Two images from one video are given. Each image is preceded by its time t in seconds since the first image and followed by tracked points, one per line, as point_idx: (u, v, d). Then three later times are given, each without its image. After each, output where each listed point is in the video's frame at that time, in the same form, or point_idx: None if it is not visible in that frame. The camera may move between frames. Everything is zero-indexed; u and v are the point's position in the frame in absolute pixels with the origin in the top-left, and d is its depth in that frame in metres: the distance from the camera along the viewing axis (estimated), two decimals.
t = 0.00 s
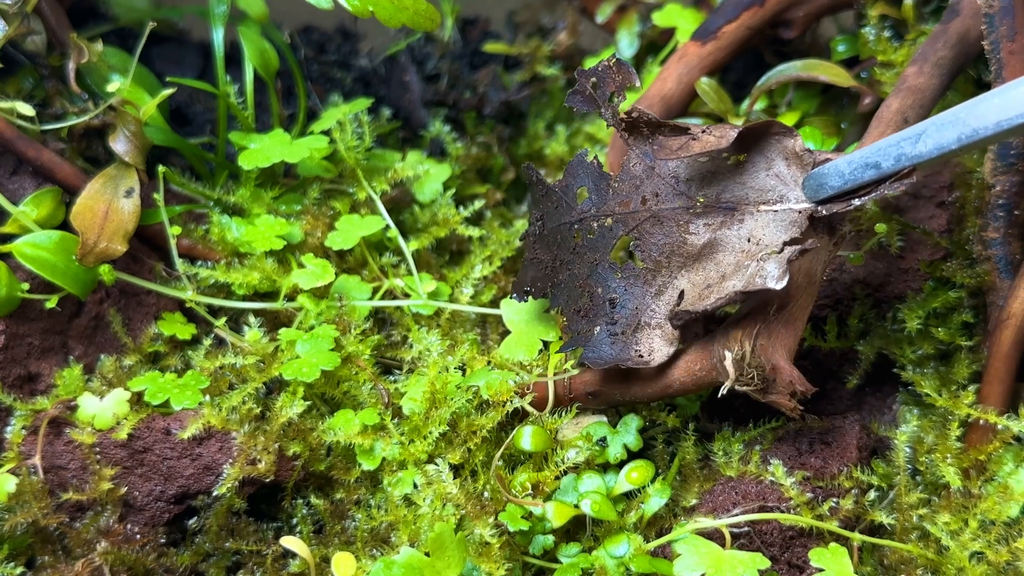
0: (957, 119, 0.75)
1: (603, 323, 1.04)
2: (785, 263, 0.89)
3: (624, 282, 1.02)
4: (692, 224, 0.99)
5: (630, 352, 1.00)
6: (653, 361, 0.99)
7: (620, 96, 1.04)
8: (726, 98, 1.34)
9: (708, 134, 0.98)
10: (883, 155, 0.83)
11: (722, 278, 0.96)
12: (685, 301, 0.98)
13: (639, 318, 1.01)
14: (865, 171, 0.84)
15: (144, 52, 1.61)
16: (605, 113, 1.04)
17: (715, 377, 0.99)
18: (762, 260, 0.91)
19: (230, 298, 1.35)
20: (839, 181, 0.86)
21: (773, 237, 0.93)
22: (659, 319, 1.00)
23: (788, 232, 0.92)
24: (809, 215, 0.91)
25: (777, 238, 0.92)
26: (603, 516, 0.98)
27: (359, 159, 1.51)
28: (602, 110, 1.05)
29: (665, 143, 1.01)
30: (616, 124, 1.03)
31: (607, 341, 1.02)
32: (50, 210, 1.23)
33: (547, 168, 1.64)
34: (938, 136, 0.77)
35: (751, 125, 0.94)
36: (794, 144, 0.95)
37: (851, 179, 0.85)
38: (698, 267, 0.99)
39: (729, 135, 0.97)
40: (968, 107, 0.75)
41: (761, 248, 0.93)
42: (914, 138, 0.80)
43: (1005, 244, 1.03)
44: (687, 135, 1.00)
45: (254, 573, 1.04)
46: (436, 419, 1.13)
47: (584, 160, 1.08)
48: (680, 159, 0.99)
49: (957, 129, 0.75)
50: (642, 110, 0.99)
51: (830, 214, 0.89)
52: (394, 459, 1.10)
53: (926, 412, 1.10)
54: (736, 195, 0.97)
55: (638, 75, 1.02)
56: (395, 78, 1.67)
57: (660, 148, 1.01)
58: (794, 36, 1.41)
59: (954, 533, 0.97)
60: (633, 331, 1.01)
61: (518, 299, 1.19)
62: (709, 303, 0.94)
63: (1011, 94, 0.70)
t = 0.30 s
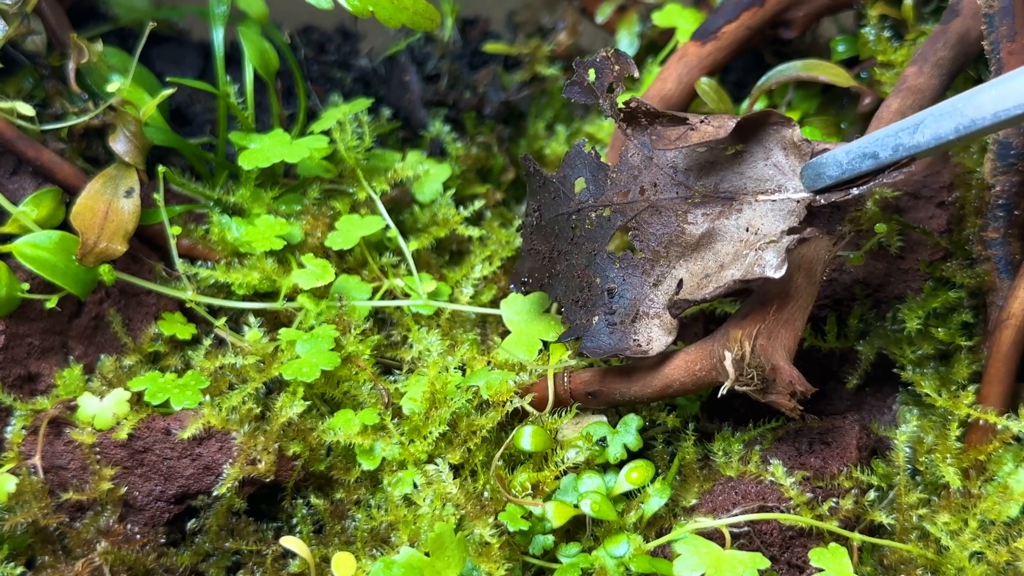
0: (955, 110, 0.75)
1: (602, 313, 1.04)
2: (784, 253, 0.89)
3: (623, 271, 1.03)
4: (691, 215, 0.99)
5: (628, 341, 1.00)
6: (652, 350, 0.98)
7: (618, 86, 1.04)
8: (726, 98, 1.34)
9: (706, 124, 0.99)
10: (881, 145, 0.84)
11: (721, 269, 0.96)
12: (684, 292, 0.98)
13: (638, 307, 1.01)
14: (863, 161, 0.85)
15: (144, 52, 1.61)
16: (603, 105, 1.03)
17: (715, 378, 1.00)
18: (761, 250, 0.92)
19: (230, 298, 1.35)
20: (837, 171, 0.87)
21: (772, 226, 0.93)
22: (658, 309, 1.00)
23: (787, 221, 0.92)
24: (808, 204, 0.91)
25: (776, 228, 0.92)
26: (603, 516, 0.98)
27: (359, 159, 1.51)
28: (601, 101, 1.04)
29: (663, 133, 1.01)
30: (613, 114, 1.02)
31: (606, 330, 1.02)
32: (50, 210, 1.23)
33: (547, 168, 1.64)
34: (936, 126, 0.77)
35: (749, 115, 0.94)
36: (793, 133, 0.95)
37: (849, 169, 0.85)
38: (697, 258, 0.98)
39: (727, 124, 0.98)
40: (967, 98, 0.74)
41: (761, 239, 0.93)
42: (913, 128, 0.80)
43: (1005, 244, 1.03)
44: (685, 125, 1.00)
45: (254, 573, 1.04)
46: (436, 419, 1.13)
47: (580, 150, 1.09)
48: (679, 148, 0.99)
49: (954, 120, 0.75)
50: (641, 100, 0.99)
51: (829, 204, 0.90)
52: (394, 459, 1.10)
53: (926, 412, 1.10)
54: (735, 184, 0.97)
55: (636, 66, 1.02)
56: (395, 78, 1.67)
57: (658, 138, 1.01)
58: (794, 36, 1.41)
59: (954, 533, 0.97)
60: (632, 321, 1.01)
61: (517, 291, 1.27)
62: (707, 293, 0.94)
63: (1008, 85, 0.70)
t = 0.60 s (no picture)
0: (963, 96, 0.77)
1: (607, 299, 1.03)
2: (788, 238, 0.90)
3: (628, 257, 1.02)
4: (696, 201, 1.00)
5: (633, 327, 0.99)
6: (657, 336, 0.97)
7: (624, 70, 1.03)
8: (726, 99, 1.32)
9: (712, 109, 0.98)
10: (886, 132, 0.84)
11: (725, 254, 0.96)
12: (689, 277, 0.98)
13: (643, 293, 1.00)
14: (870, 146, 0.85)
15: (144, 52, 1.61)
16: (610, 90, 1.03)
17: (715, 377, 1.00)
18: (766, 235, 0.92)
19: (230, 298, 1.35)
20: (843, 156, 0.87)
21: (777, 212, 0.93)
22: (663, 294, 0.99)
23: (792, 207, 0.92)
24: (813, 189, 0.91)
25: (781, 215, 0.93)
26: (602, 516, 0.98)
27: (359, 159, 1.51)
28: (606, 86, 1.03)
29: (668, 117, 1.01)
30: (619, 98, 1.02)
31: (611, 315, 1.01)
32: (50, 210, 1.23)
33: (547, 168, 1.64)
34: (942, 113, 0.79)
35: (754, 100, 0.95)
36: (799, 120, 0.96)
37: (855, 154, 0.86)
38: (702, 243, 0.99)
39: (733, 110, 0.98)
40: (973, 85, 0.77)
41: (765, 224, 0.93)
42: (918, 114, 0.81)
43: (1005, 244, 1.04)
44: (691, 110, 0.99)
45: (254, 573, 1.04)
46: (436, 419, 1.13)
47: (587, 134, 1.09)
48: (684, 134, 1.00)
49: (962, 106, 0.76)
50: (647, 85, 0.99)
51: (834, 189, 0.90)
52: (394, 459, 1.10)
53: (926, 412, 1.10)
54: (740, 170, 0.98)
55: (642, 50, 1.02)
56: (395, 78, 1.68)
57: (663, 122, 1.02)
58: (794, 36, 1.41)
59: (953, 533, 0.97)
60: (637, 306, 1.00)
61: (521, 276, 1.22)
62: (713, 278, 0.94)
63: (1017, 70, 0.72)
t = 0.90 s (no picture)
0: (975, 76, 0.76)
1: (630, 282, 1.05)
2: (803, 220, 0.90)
3: (648, 240, 1.03)
4: (712, 183, 0.99)
5: (656, 311, 1.01)
6: (679, 320, 0.99)
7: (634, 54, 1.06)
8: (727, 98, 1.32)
9: (722, 91, 1.02)
10: (899, 110, 0.85)
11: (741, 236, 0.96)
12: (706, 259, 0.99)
13: (664, 276, 1.01)
14: (882, 124, 0.85)
15: (145, 52, 1.61)
16: (624, 69, 1.02)
17: (715, 377, 1.00)
18: (780, 217, 0.92)
19: (230, 298, 1.35)
20: (856, 134, 0.87)
21: (792, 192, 0.93)
22: (683, 277, 1.00)
23: (806, 186, 0.92)
24: (826, 168, 0.92)
25: (795, 196, 0.92)
26: (602, 516, 0.98)
27: (359, 159, 1.51)
28: (618, 67, 1.03)
29: (682, 98, 1.02)
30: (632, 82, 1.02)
31: (635, 299, 1.03)
32: (50, 210, 1.23)
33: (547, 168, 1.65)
34: (955, 92, 0.78)
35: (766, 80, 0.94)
36: (811, 98, 0.95)
37: (867, 132, 0.86)
38: (718, 225, 0.99)
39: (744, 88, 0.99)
40: (987, 64, 0.75)
41: (779, 205, 0.93)
42: (932, 93, 0.81)
43: (1005, 244, 1.04)
44: (703, 92, 1.02)
45: (254, 573, 1.04)
46: (436, 419, 1.13)
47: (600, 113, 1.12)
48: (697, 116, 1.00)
49: (974, 86, 0.76)
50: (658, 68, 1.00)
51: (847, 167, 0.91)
52: (394, 459, 1.10)
53: (926, 412, 1.10)
54: (754, 150, 0.97)
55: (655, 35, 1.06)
56: (395, 78, 1.67)
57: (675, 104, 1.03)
58: (794, 36, 1.41)
59: (953, 533, 0.97)
60: (659, 289, 1.02)
61: (546, 252, 1.29)
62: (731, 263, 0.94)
63: None
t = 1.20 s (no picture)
0: (994, 68, 0.75)
1: (636, 272, 1.04)
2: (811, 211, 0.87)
3: (654, 229, 1.02)
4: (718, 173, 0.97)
5: (662, 302, 1.00)
6: (685, 311, 0.98)
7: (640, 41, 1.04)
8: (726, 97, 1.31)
9: (733, 79, 0.99)
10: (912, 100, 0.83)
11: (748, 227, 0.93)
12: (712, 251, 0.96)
13: (670, 266, 1.00)
14: (895, 115, 0.83)
15: (144, 52, 1.61)
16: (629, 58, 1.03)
17: (715, 377, 1.00)
18: (788, 208, 0.89)
19: (230, 298, 1.35)
20: (868, 125, 0.85)
21: (800, 182, 0.90)
22: (688, 268, 0.99)
23: (815, 177, 0.89)
24: (834, 159, 0.89)
25: (804, 186, 0.89)
26: (602, 516, 0.99)
27: (359, 159, 1.51)
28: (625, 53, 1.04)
29: (689, 87, 1.00)
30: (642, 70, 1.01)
31: (641, 290, 1.03)
32: (50, 210, 1.23)
33: (547, 168, 1.65)
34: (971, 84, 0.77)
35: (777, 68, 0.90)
36: (823, 87, 0.91)
37: (881, 123, 0.84)
38: (725, 216, 0.96)
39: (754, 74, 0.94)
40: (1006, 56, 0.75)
41: (787, 196, 0.90)
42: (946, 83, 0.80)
43: (1005, 244, 1.04)
44: (710, 82, 1.00)
45: (254, 573, 1.05)
46: (436, 419, 1.13)
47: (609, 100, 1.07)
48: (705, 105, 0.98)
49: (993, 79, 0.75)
50: (665, 55, 0.99)
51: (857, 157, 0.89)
52: (394, 459, 1.10)
53: (925, 412, 1.10)
54: (762, 139, 0.94)
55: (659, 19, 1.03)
56: (395, 78, 1.67)
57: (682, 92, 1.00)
58: (794, 36, 1.41)
59: (953, 533, 0.97)
60: (665, 280, 1.01)
61: (556, 240, 1.23)
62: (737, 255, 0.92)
63: None
